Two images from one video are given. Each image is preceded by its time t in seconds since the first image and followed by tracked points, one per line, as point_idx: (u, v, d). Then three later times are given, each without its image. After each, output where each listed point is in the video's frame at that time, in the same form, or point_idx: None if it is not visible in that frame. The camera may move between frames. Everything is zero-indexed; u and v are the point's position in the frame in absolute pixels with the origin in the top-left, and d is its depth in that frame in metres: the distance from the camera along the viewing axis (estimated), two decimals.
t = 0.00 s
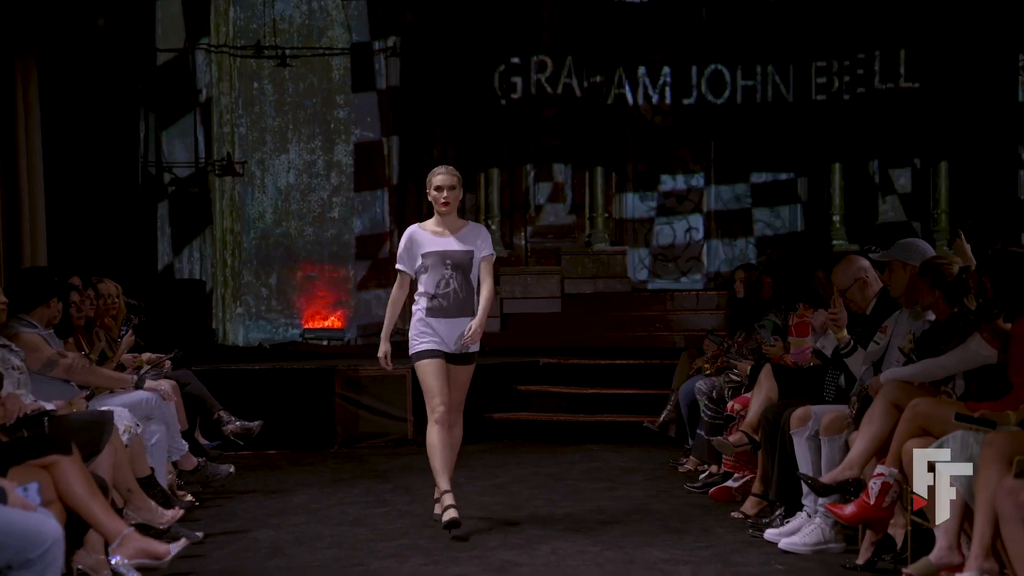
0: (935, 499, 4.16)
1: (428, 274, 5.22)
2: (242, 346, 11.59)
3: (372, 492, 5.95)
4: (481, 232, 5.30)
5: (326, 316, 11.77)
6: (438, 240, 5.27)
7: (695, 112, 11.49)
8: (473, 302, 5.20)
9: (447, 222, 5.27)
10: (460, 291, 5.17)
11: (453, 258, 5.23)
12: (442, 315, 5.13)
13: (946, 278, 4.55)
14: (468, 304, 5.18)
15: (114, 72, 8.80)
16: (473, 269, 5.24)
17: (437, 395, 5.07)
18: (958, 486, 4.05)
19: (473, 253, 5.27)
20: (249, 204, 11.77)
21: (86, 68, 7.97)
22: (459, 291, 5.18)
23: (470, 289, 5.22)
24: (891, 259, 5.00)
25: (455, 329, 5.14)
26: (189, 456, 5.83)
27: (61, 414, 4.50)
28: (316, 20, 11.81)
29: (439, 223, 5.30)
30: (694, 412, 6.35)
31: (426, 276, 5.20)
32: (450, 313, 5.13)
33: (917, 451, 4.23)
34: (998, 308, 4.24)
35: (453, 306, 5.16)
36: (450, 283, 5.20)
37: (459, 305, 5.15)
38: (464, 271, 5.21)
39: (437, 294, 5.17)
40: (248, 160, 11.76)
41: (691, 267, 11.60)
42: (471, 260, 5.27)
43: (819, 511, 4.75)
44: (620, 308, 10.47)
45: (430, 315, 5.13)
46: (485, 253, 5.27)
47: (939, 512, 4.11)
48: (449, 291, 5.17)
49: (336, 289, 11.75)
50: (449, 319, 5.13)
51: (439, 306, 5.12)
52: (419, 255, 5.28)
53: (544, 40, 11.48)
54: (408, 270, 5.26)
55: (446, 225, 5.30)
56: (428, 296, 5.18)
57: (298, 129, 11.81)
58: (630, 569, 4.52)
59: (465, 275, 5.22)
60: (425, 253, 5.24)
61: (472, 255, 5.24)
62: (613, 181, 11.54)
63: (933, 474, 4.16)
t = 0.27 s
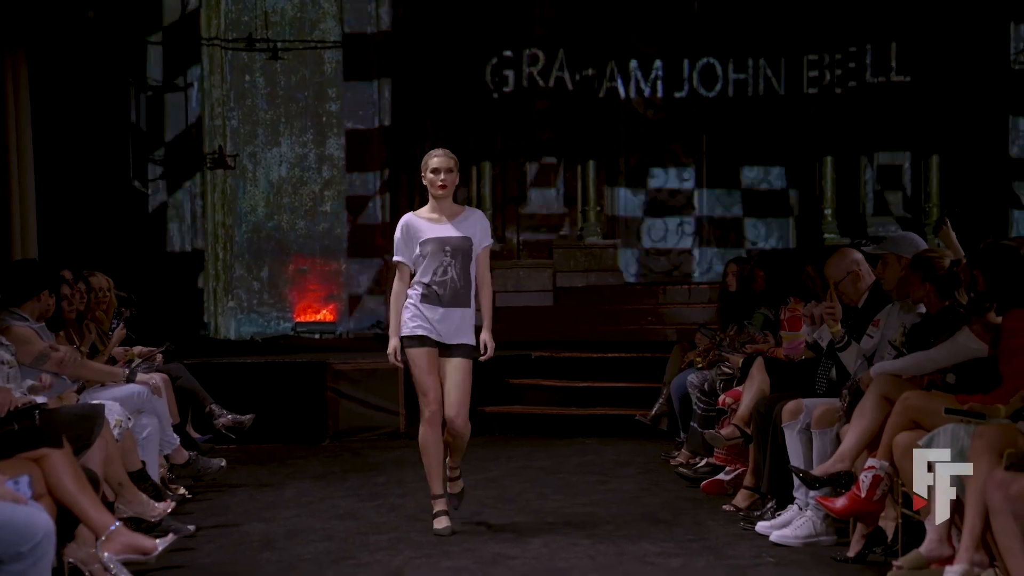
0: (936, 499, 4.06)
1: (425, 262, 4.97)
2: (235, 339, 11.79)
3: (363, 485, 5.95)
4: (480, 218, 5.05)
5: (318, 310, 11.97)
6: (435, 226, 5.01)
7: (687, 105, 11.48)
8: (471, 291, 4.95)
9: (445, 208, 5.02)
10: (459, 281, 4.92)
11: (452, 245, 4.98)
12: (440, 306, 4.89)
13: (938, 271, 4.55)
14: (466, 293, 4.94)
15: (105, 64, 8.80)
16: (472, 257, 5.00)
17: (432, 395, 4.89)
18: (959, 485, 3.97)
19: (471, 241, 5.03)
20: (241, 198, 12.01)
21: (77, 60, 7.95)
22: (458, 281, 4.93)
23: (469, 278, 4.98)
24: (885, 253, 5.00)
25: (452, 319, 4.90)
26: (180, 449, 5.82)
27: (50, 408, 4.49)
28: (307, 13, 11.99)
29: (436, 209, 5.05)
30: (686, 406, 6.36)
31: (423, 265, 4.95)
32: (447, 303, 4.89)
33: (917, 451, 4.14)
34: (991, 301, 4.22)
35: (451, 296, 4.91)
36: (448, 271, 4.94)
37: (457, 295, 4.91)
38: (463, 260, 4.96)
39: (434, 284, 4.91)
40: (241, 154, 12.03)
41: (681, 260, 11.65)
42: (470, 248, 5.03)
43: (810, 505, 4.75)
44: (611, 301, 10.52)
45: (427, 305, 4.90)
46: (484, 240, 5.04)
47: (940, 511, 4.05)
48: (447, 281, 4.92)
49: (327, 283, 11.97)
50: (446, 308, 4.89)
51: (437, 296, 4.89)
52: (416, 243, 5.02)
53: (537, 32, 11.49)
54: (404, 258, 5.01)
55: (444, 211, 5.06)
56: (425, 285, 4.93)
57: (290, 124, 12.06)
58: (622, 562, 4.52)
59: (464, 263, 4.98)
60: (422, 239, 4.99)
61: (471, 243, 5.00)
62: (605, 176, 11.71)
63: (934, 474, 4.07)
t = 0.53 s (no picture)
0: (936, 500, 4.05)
1: (410, 262, 4.70)
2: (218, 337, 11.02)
3: (347, 482, 5.94)
4: (471, 218, 4.80)
5: (303, 306, 11.33)
6: (423, 225, 4.74)
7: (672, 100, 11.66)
8: (457, 295, 4.66)
9: (435, 207, 4.76)
10: (446, 283, 4.65)
11: (439, 246, 4.71)
12: (423, 309, 4.64)
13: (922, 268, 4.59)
14: (452, 298, 4.65)
15: (89, 60, 8.74)
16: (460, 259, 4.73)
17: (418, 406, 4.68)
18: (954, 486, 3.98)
19: (461, 243, 4.76)
20: (224, 194, 11.17)
21: (61, 55, 7.91)
22: (445, 283, 4.66)
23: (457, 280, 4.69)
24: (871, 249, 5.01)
25: (436, 323, 4.62)
26: (164, 447, 5.81)
27: (33, 404, 4.49)
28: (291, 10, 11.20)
29: (425, 207, 4.78)
30: (671, 403, 6.37)
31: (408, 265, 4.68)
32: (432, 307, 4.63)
33: (918, 451, 4.12)
34: (976, 297, 4.32)
35: (437, 299, 4.64)
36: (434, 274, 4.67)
37: (443, 297, 4.64)
38: (450, 261, 4.69)
39: (419, 285, 4.66)
40: (224, 151, 11.21)
41: (666, 256, 11.83)
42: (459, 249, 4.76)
43: (794, 500, 4.78)
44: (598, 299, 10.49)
45: (408, 308, 4.65)
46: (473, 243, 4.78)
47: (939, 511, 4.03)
48: (432, 283, 4.66)
49: (312, 279, 11.33)
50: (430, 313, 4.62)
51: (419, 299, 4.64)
52: (403, 241, 4.74)
53: (521, 29, 11.50)
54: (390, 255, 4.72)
55: (434, 209, 4.78)
56: (409, 286, 4.67)
57: (275, 120, 11.27)
58: (607, 557, 4.53)
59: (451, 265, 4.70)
60: (410, 239, 4.71)
61: (460, 244, 4.74)
62: (590, 174, 11.71)
63: (934, 474, 4.04)
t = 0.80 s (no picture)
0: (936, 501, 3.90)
1: (405, 248, 4.56)
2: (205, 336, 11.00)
3: (335, 482, 5.94)
4: (469, 204, 4.65)
5: (291, 306, 11.28)
6: (419, 210, 4.60)
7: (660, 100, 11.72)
8: (453, 282, 4.53)
9: (433, 191, 4.61)
10: (441, 270, 4.52)
11: (436, 232, 4.57)
12: (418, 296, 4.49)
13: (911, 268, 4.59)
14: (448, 284, 4.52)
15: (76, 60, 8.75)
16: (457, 246, 4.60)
17: (424, 409, 4.39)
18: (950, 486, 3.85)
19: (458, 229, 4.62)
20: (213, 193, 11.13)
21: (46, 55, 7.87)
22: (441, 270, 4.53)
23: (453, 267, 4.57)
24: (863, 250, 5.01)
25: (431, 311, 4.48)
26: (152, 447, 5.80)
27: (19, 404, 4.48)
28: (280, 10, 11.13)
29: (423, 192, 4.64)
30: (659, 403, 6.38)
31: (403, 251, 4.55)
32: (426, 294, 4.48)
33: (917, 451, 3.98)
34: (965, 298, 4.33)
35: (433, 286, 4.51)
36: (429, 260, 4.54)
37: (439, 285, 4.51)
38: (447, 247, 4.56)
39: (414, 272, 4.52)
40: (213, 152, 11.14)
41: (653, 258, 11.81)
42: (456, 236, 4.61)
43: (782, 500, 4.79)
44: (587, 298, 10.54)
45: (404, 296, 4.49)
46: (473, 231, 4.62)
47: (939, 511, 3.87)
48: (428, 269, 4.53)
49: (300, 278, 11.28)
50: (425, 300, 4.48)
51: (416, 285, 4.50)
52: (398, 227, 4.60)
53: (510, 28, 11.55)
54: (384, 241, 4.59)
55: (431, 193, 4.63)
56: (404, 273, 4.53)
57: (264, 119, 11.23)
58: (595, 556, 4.53)
59: (448, 251, 4.57)
60: (405, 224, 4.57)
61: (457, 231, 4.60)
62: (578, 173, 11.83)
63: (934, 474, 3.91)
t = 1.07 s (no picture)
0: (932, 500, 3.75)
1: (401, 261, 4.10)
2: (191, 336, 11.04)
3: (319, 482, 5.96)
4: (465, 208, 4.18)
5: (276, 306, 11.31)
6: (413, 219, 4.14)
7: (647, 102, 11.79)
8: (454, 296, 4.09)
9: (425, 198, 4.14)
10: (443, 281, 4.07)
11: (432, 241, 4.11)
12: (419, 313, 4.04)
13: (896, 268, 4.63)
14: (451, 296, 4.09)
15: (63, 64, 8.75)
16: (455, 254, 4.13)
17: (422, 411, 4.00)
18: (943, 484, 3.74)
19: (455, 236, 4.14)
20: (199, 193, 11.19)
21: (33, 56, 7.87)
22: (442, 280, 4.07)
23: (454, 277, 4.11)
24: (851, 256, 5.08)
25: (434, 326, 4.03)
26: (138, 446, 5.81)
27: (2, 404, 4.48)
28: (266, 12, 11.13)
29: (414, 199, 4.17)
30: (642, 403, 6.41)
31: (398, 265, 4.09)
32: (426, 310, 4.04)
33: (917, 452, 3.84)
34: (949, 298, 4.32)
35: (434, 300, 4.06)
36: (429, 272, 4.08)
37: (440, 299, 4.06)
38: (444, 257, 4.10)
39: (413, 285, 4.06)
40: (200, 152, 11.19)
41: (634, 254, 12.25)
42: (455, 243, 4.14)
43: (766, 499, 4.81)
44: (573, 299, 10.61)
45: (404, 312, 4.03)
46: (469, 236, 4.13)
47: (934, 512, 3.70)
48: (428, 282, 4.07)
49: (285, 279, 11.32)
50: (425, 317, 4.03)
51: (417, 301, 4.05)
52: (391, 240, 4.15)
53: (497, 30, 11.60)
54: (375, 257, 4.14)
55: (423, 199, 4.16)
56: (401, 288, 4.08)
57: (248, 117, 11.21)
58: (579, 556, 4.54)
59: (447, 260, 4.11)
60: (399, 236, 4.11)
61: (454, 237, 4.13)
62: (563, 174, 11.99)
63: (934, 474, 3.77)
